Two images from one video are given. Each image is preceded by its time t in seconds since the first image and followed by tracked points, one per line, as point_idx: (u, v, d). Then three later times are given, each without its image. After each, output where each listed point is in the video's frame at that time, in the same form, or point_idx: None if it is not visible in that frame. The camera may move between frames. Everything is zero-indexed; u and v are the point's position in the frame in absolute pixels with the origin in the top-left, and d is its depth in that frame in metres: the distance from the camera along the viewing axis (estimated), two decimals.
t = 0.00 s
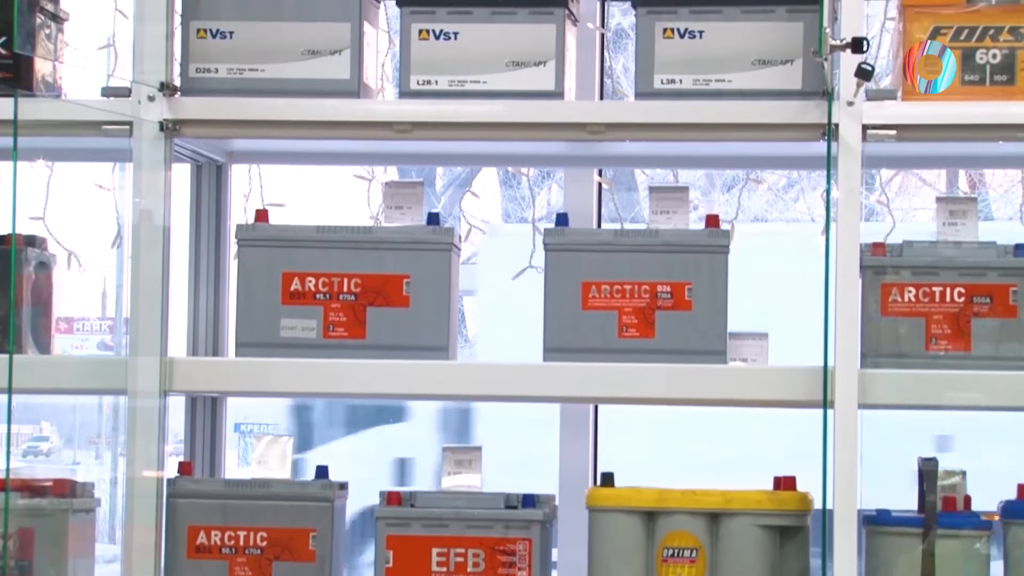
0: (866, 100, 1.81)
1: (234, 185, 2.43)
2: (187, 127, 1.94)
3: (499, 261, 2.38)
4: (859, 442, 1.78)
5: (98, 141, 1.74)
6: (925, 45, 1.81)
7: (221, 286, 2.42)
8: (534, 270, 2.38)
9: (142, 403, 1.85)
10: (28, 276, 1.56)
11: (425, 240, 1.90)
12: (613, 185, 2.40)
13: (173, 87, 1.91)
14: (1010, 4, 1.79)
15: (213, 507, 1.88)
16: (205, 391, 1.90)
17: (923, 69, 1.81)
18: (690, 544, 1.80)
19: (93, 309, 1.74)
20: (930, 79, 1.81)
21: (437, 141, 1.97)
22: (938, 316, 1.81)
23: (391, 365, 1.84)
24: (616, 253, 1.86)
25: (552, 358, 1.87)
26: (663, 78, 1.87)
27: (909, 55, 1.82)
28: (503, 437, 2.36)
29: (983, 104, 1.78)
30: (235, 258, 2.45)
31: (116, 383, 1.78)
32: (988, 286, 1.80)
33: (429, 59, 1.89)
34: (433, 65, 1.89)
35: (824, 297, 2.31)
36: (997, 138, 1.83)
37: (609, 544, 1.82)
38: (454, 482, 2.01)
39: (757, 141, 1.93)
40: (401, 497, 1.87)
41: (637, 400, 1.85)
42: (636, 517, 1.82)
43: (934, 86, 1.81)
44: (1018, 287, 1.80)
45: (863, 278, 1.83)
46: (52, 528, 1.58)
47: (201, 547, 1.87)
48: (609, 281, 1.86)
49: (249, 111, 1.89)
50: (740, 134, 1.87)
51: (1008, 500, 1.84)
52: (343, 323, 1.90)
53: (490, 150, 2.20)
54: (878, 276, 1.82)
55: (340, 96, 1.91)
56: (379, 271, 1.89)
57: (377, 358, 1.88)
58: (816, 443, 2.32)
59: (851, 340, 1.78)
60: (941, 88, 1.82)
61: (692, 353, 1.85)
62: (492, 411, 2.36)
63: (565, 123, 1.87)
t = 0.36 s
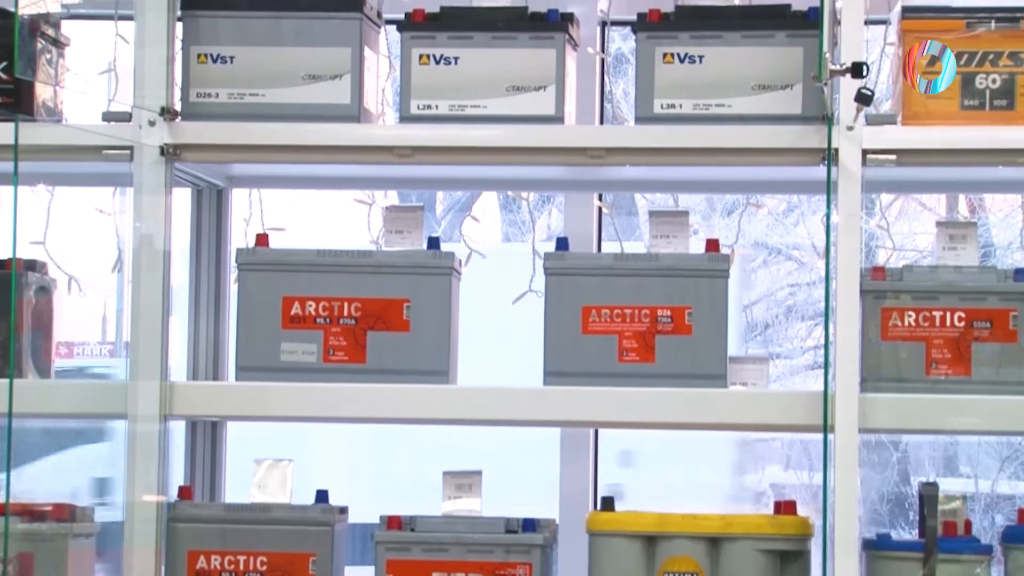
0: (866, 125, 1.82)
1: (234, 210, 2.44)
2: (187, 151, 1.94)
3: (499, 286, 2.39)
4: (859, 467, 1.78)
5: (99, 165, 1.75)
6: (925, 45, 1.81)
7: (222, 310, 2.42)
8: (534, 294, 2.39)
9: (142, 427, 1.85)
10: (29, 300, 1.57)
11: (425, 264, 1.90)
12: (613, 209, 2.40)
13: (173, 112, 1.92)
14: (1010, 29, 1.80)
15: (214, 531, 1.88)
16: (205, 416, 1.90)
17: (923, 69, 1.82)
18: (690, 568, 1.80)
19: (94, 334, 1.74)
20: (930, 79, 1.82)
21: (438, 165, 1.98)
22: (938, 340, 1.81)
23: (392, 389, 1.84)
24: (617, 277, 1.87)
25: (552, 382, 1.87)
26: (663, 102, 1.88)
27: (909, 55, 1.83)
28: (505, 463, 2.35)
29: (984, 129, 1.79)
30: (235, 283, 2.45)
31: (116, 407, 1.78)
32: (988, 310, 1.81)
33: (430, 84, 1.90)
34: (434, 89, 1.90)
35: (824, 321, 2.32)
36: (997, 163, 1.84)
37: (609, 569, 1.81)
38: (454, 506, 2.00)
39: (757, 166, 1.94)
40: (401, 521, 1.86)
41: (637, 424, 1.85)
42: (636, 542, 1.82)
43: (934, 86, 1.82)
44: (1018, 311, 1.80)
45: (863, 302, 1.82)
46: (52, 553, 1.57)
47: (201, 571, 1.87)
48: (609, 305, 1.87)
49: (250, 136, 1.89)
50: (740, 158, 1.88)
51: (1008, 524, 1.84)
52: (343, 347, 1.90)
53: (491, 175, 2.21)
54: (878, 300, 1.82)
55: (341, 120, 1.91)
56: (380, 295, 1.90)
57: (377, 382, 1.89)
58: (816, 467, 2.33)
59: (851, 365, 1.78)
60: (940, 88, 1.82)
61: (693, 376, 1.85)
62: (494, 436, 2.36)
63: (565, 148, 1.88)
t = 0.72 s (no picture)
0: (866, 143, 1.82)
1: (234, 228, 2.45)
2: (188, 169, 1.95)
3: (500, 303, 2.39)
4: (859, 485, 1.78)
5: (100, 183, 1.75)
6: (925, 45, 1.81)
7: (222, 327, 2.42)
8: (535, 311, 2.39)
9: (142, 445, 1.85)
10: (29, 318, 1.57)
11: (425, 282, 1.90)
12: (614, 227, 2.41)
13: (174, 130, 1.92)
14: (1010, 48, 1.80)
15: (214, 549, 1.87)
16: (205, 434, 1.90)
17: (923, 69, 1.82)
18: None
19: (94, 352, 1.74)
20: (930, 79, 1.82)
21: (439, 183, 1.99)
22: (938, 358, 1.81)
23: (393, 407, 1.84)
24: (617, 295, 1.87)
25: (553, 400, 1.87)
26: (663, 121, 1.88)
27: (909, 55, 1.83)
28: (504, 477, 2.36)
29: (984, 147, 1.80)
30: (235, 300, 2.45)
31: (116, 425, 1.78)
32: (989, 328, 1.81)
33: (430, 102, 1.91)
34: (435, 108, 1.91)
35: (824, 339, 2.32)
36: (997, 181, 1.85)
37: None
38: (455, 524, 2.00)
39: (757, 184, 1.94)
40: (402, 538, 1.86)
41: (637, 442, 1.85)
42: (636, 560, 1.81)
43: (934, 85, 1.82)
44: (1018, 329, 1.80)
45: (863, 321, 1.83)
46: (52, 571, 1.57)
47: None
48: (609, 323, 1.87)
49: (251, 154, 1.90)
50: (740, 176, 1.88)
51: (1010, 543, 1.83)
52: (344, 364, 1.90)
53: (491, 193, 2.22)
54: (879, 318, 1.83)
55: (342, 138, 1.92)
56: (380, 312, 1.90)
57: (377, 400, 1.89)
58: (816, 485, 2.32)
59: (851, 383, 1.78)
60: (940, 88, 1.82)
61: (693, 395, 1.85)
62: (493, 453, 2.36)
63: (566, 166, 1.88)
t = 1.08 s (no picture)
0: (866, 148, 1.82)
1: (234, 232, 2.44)
2: (189, 174, 1.95)
3: (500, 308, 2.39)
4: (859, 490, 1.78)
5: (100, 188, 1.75)
6: (924, 45, 1.82)
7: (223, 332, 2.42)
8: (535, 316, 2.39)
9: (143, 449, 1.85)
10: (29, 323, 1.55)
11: (425, 286, 1.90)
12: (614, 232, 2.41)
13: (174, 134, 1.92)
14: (1010, 53, 1.80)
15: (214, 554, 1.87)
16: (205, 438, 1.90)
17: (923, 69, 1.82)
18: None
19: (94, 357, 1.74)
20: (930, 79, 1.82)
21: (440, 188, 1.99)
22: (938, 363, 1.81)
23: (393, 411, 1.85)
24: (617, 299, 1.87)
25: (553, 405, 1.87)
26: (664, 125, 1.88)
27: (909, 55, 1.83)
28: (504, 483, 2.36)
29: (984, 152, 1.80)
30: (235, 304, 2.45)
31: (116, 430, 1.78)
32: (989, 333, 1.81)
33: (430, 107, 1.91)
34: (435, 112, 1.91)
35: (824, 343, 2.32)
36: (997, 186, 1.84)
37: None
38: (455, 529, 2.00)
39: (757, 188, 1.94)
40: (401, 543, 1.86)
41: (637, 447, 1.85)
42: (636, 564, 1.81)
43: (934, 86, 1.82)
44: (1019, 334, 1.80)
45: (864, 325, 1.83)
46: None
47: None
48: (610, 327, 1.87)
49: (251, 159, 1.90)
50: (740, 181, 1.89)
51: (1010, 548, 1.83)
52: (344, 368, 1.90)
53: (492, 197, 2.22)
54: (879, 322, 1.83)
55: (342, 143, 1.92)
56: (380, 317, 1.90)
57: (377, 404, 1.89)
58: (816, 489, 2.32)
59: (851, 388, 1.78)
60: (941, 88, 1.82)
61: (693, 399, 1.85)
62: (493, 458, 2.36)
63: (566, 171, 1.88)
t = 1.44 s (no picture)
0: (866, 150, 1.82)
1: (234, 235, 2.44)
2: (188, 176, 1.95)
3: (500, 310, 2.39)
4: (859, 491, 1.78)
5: (100, 190, 1.75)
6: (924, 45, 1.82)
7: (223, 334, 2.42)
8: (534, 318, 2.39)
9: (142, 452, 1.85)
10: (29, 324, 1.55)
11: (425, 288, 1.90)
12: (614, 234, 2.41)
13: (174, 137, 1.92)
14: (1010, 55, 1.80)
15: (214, 556, 1.87)
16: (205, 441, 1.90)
17: (923, 69, 1.82)
18: None
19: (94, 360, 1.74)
20: (930, 79, 1.82)
21: (440, 190, 1.99)
22: (938, 365, 1.81)
23: (393, 414, 1.84)
24: (617, 302, 1.87)
25: (552, 407, 1.87)
26: (664, 128, 1.89)
27: (909, 55, 1.83)
28: (504, 486, 2.36)
29: (984, 154, 1.80)
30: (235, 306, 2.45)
31: (116, 432, 1.78)
32: (989, 335, 1.81)
33: (430, 109, 1.91)
34: (434, 115, 1.91)
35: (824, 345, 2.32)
36: (997, 188, 1.85)
37: None
38: (455, 531, 2.00)
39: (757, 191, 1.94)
40: (401, 545, 1.86)
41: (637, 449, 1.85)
42: (636, 566, 1.81)
43: (934, 85, 1.82)
44: (1018, 336, 1.80)
45: (863, 327, 1.83)
46: None
47: None
48: (610, 329, 1.87)
49: (251, 161, 1.90)
50: (740, 183, 1.89)
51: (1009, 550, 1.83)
52: (344, 371, 1.90)
53: (492, 200, 2.22)
54: (879, 325, 1.83)
55: (342, 145, 1.92)
56: (380, 319, 1.90)
57: (377, 407, 1.89)
58: (816, 492, 2.32)
59: (851, 390, 1.78)
60: (941, 88, 1.82)
61: (693, 402, 1.85)
62: (493, 460, 2.36)
63: (566, 173, 1.88)
